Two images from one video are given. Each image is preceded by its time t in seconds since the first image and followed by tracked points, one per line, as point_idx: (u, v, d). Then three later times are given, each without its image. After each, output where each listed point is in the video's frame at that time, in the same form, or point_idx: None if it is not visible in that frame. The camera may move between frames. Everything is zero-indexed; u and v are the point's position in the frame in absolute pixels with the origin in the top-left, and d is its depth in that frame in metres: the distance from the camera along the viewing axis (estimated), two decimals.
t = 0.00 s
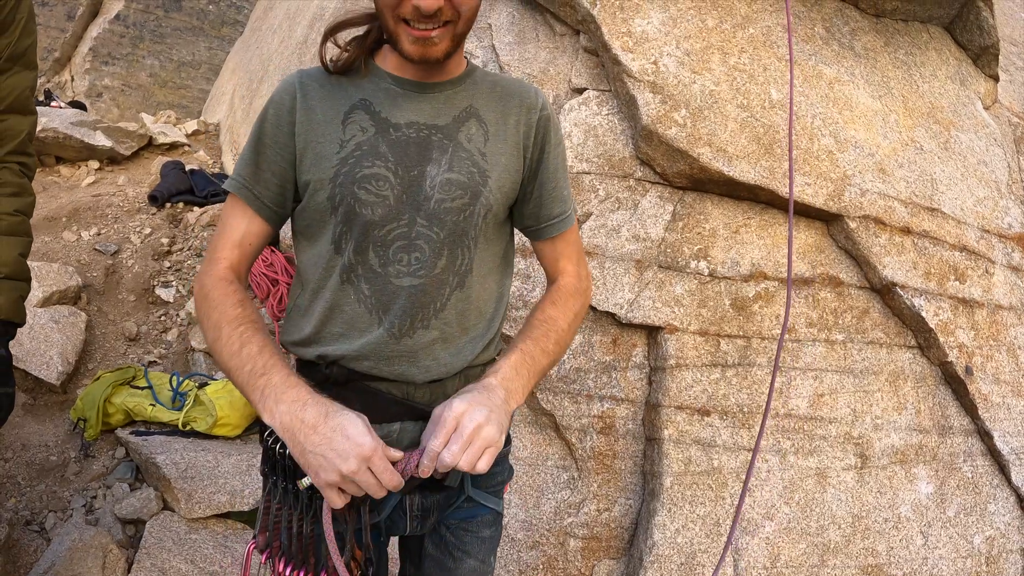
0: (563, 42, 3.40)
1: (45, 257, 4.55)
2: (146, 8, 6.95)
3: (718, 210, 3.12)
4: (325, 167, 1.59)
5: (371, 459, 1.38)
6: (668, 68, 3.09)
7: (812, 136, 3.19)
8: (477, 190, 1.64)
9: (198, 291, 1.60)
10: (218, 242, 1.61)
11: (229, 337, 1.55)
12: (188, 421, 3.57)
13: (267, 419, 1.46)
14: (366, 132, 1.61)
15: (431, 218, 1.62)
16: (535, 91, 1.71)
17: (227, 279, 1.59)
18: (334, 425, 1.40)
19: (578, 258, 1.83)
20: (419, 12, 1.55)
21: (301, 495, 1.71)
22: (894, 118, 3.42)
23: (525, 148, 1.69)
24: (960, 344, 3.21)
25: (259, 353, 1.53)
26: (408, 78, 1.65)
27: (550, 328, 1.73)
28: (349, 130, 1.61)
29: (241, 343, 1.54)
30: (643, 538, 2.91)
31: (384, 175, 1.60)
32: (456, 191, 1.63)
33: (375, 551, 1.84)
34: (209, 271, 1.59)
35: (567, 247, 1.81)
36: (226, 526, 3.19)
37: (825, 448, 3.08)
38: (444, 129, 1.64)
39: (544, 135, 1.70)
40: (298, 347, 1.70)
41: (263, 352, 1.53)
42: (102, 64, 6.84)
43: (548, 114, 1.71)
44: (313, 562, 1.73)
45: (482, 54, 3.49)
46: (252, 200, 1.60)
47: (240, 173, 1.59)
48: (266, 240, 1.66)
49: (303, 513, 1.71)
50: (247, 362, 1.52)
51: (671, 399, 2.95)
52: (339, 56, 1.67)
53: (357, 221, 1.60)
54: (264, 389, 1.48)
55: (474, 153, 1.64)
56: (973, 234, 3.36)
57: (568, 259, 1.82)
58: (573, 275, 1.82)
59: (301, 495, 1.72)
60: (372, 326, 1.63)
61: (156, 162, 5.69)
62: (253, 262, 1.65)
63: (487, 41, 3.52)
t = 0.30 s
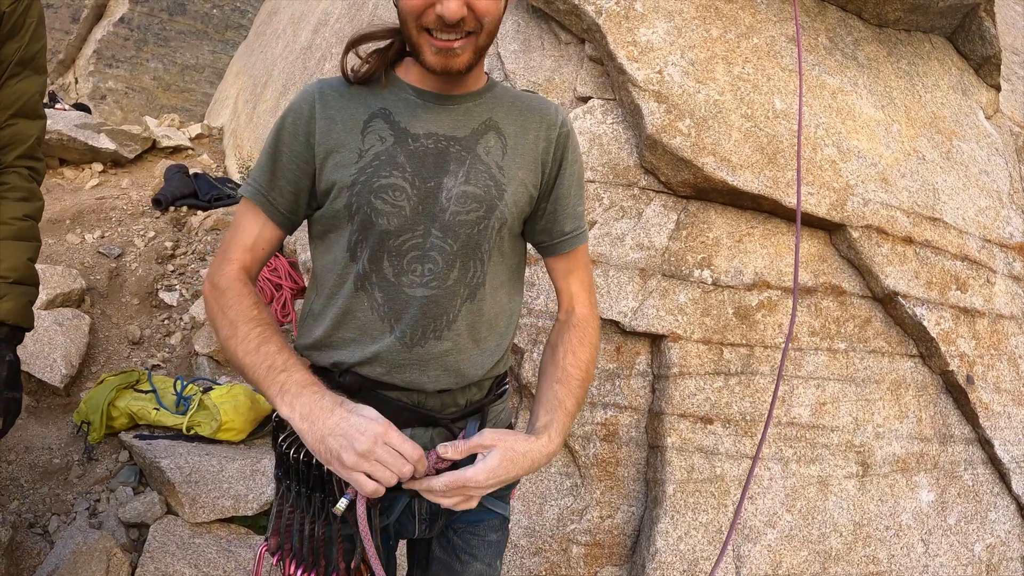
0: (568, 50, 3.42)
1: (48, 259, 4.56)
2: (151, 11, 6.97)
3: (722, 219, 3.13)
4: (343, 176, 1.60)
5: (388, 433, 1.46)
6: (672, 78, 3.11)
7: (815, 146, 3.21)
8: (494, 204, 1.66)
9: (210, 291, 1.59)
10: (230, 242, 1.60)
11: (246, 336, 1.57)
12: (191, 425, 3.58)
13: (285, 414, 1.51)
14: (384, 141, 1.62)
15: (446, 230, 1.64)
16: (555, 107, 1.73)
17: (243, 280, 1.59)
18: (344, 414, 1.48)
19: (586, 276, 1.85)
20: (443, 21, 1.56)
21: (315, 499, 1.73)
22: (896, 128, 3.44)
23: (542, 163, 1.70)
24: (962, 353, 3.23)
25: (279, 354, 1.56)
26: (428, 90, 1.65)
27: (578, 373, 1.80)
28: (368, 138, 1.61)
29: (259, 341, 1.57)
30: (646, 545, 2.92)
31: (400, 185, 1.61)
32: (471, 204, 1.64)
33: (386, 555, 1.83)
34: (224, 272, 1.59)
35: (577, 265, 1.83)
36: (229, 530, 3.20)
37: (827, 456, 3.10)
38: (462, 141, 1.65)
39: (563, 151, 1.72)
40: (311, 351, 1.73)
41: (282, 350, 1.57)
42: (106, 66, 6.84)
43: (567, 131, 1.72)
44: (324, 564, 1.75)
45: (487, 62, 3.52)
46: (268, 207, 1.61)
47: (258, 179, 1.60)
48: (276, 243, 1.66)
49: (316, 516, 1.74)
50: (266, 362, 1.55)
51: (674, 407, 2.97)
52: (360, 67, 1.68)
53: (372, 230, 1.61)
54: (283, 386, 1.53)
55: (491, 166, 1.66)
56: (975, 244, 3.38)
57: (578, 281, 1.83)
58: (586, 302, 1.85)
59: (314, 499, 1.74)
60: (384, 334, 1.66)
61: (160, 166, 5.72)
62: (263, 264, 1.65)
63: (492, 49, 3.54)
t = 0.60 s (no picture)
0: (571, 57, 3.41)
1: (49, 262, 4.55)
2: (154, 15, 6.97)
3: (725, 228, 3.13)
4: (356, 193, 1.63)
5: (377, 471, 1.47)
6: (675, 86, 3.11)
7: (818, 154, 3.20)
8: (505, 227, 1.66)
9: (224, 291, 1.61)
10: (245, 243, 1.62)
11: (253, 338, 1.57)
12: (191, 431, 3.57)
13: (288, 418, 1.51)
14: (398, 158, 1.63)
15: (455, 251, 1.65)
16: (572, 124, 1.71)
17: (255, 282, 1.60)
18: (349, 434, 1.48)
19: (604, 291, 1.81)
20: (460, 27, 1.55)
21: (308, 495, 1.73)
22: (899, 136, 3.44)
23: (555, 184, 1.70)
24: (964, 361, 3.22)
25: (286, 355, 1.57)
26: (445, 104, 1.65)
27: (569, 364, 1.75)
28: (382, 155, 1.63)
29: (267, 344, 1.57)
30: (648, 554, 2.91)
31: (411, 206, 1.63)
32: (481, 226, 1.65)
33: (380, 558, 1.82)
34: (236, 273, 1.60)
35: (594, 280, 1.79)
36: (229, 537, 3.19)
37: (830, 465, 3.09)
38: (476, 161, 1.65)
39: (576, 169, 1.71)
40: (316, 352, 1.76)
41: (288, 354, 1.57)
42: (109, 69, 6.84)
43: (582, 148, 1.71)
44: (313, 563, 1.73)
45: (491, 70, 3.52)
46: (285, 215, 1.62)
47: (276, 188, 1.61)
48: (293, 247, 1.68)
49: (307, 512, 1.73)
50: (271, 366, 1.55)
51: (676, 415, 2.96)
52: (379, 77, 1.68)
53: (381, 248, 1.63)
54: (288, 391, 1.52)
55: (503, 188, 1.66)
56: (978, 252, 3.37)
57: (594, 292, 1.80)
58: (600, 311, 1.80)
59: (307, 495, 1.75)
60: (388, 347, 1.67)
61: (161, 170, 5.72)
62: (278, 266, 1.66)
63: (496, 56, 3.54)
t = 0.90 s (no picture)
0: (572, 65, 3.42)
1: (49, 267, 4.55)
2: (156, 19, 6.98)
3: (725, 236, 3.13)
4: (360, 206, 1.64)
5: (383, 469, 1.42)
6: (677, 94, 3.12)
7: (819, 162, 3.21)
8: (507, 237, 1.67)
9: (240, 304, 1.67)
10: (259, 257, 1.68)
11: (266, 349, 1.62)
12: (192, 437, 3.56)
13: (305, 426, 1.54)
14: (401, 172, 1.64)
15: (458, 261, 1.65)
16: (575, 131, 1.71)
17: (268, 295, 1.65)
18: (354, 434, 1.46)
19: (607, 296, 1.82)
20: (458, 29, 1.56)
21: (309, 501, 1.73)
22: (899, 144, 3.45)
23: (558, 193, 1.70)
24: (965, 369, 3.23)
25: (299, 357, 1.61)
26: (447, 114, 1.65)
27: (568, 361, 1.75)
28: (386, 169, 1.64)
29: (278, 354, 1.61)
30: (648, 562, 2.91)
31: (413, 217, 1.64)
32: (484, 237, 1.65)
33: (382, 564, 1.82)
34: (250, 285, 1.66)
35: (598, 286, 1.80)
36: (228, 544, 3.18)
37: (830, 473, 3.09)
38: (478, 172, 1.66)
39: (580, 176, 1.71)
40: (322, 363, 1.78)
41: (299, 362, 1.60)
42: (110, 73, 6.84)
43: (586, 154, 1.70)
44: (311, 568, 1.72)
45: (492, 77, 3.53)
46: (293, 230, 1.66)
47: (284, 203, 1.65)
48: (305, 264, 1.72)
49: (309, 517, 1.73)
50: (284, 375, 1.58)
51: (677, 424, 2.96)
52: (381, 89, 1.69)
53: (385, 260, 1.65)
54: (300, 400, 1.55)
55: (505, 199, 1.66)
56: (978, 260, 3.38)
57: (597, 296, 1.81)
58: (602, 313, 1.81)
59: (309, 501, 1.74)
60: (393, 358, 1.68)
61: (162, 174, 5.72)
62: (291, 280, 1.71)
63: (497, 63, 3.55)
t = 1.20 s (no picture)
0: (569, 71, 3.42)
1: (44, 270, 4.53)
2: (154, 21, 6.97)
3: (721, 242, 3.13)
4: (346, 207, 1.64)
5: (374, 494, 1.44)
6: (673, 100, 3.11)
7: (815, 169, 3.21)
8: (493, 238, 1.66)
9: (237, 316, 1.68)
10: (257, 268, 1.69)
11: (264, 367, 1.64)
12: (186, 442, 3.55)
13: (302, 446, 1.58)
14: (387, 172, 1.65)
15: (443, 262, 1.65)
16: (564, 136, 1.71)
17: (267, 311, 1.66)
18: (344, 461, 1.49)
19: (598, 304, 1.80)
20: (442, 33, 1.58)
21: (301, 516, 1.75)
22: (896, 150, 3.44)
23: (547, 198, 1.69)
24: (960, 377, 3.22)
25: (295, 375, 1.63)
26: (433, 117, 1.67)
27: (560, 380, 1.75)
28: (371, 170, 1.65)
29: (275, 374, 1.63)
30: (643, 570, 2.89)
31: (398, 218, 1.63)
32: (470, 238, 1.65)
33: None
34: (247, 300, 1.67)
35: (588, 295, 1.78)
36: (222, 550, 3.16)
37: (825, 481, 3.08)
38: (464, 173, 1.67)
39: (569, 179, 1.70)
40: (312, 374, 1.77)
41: (294, 383, 1.62)
42: (107, 75, 6.82)
43: (575, 160, 1.70)
44: None
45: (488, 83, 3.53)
46: (285, 237, 1.66)
47: (275, 211, 1.65)
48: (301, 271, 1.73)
49: (300, 533, 1.75)
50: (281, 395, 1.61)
51: (672, 431, 2.95)
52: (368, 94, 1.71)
53: (370, 262, 1.65)
54: (296, 422, 1.58)
55: (491, 199, 1.66)
56: (974, 267, 3.38)
57: (588, 307, 1.79)
58: (593, 323, 1.80)
59: (300, 516, 1.76)
60: (379, 364, 1.67)
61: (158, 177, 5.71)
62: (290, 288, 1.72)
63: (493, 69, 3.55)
